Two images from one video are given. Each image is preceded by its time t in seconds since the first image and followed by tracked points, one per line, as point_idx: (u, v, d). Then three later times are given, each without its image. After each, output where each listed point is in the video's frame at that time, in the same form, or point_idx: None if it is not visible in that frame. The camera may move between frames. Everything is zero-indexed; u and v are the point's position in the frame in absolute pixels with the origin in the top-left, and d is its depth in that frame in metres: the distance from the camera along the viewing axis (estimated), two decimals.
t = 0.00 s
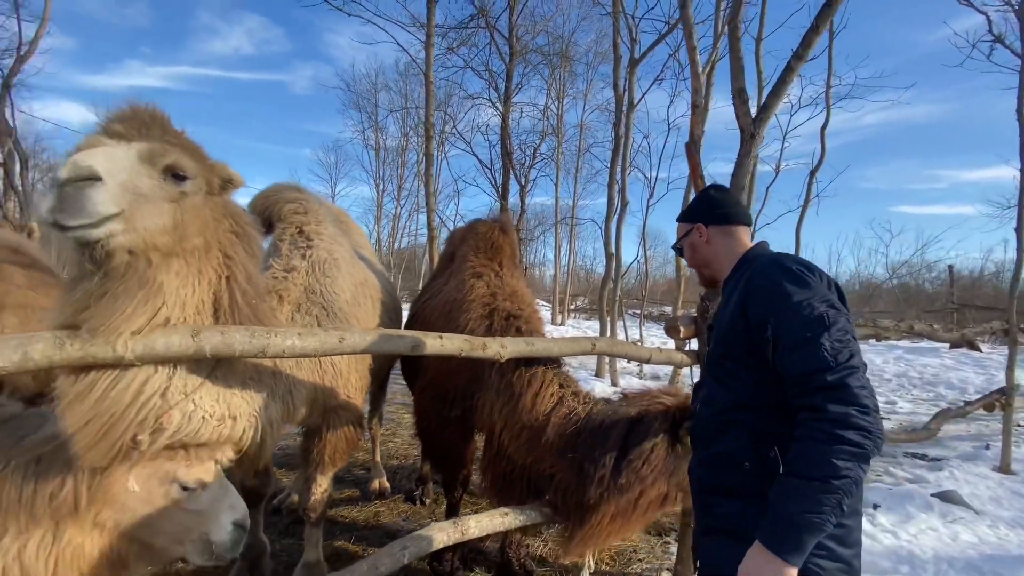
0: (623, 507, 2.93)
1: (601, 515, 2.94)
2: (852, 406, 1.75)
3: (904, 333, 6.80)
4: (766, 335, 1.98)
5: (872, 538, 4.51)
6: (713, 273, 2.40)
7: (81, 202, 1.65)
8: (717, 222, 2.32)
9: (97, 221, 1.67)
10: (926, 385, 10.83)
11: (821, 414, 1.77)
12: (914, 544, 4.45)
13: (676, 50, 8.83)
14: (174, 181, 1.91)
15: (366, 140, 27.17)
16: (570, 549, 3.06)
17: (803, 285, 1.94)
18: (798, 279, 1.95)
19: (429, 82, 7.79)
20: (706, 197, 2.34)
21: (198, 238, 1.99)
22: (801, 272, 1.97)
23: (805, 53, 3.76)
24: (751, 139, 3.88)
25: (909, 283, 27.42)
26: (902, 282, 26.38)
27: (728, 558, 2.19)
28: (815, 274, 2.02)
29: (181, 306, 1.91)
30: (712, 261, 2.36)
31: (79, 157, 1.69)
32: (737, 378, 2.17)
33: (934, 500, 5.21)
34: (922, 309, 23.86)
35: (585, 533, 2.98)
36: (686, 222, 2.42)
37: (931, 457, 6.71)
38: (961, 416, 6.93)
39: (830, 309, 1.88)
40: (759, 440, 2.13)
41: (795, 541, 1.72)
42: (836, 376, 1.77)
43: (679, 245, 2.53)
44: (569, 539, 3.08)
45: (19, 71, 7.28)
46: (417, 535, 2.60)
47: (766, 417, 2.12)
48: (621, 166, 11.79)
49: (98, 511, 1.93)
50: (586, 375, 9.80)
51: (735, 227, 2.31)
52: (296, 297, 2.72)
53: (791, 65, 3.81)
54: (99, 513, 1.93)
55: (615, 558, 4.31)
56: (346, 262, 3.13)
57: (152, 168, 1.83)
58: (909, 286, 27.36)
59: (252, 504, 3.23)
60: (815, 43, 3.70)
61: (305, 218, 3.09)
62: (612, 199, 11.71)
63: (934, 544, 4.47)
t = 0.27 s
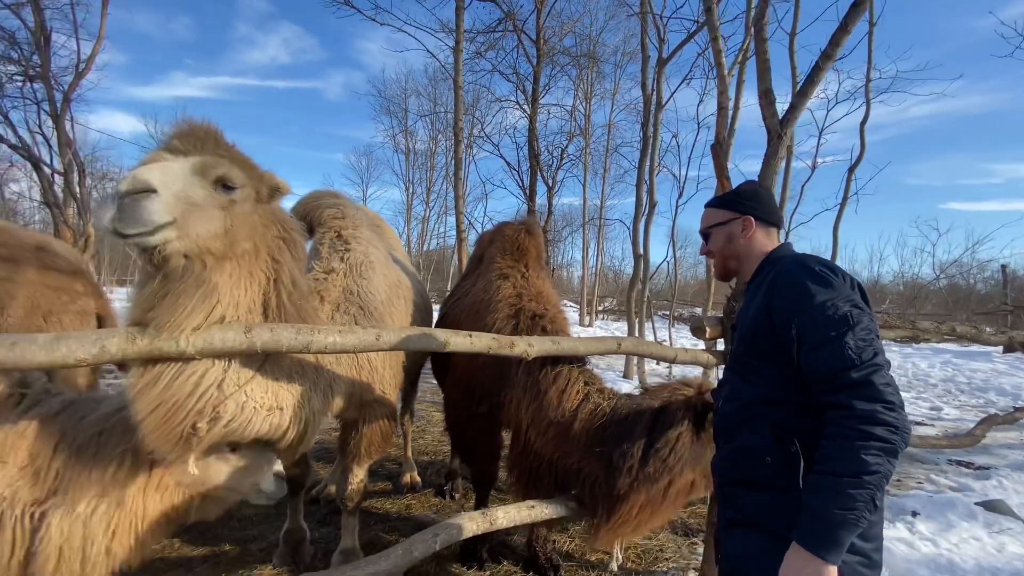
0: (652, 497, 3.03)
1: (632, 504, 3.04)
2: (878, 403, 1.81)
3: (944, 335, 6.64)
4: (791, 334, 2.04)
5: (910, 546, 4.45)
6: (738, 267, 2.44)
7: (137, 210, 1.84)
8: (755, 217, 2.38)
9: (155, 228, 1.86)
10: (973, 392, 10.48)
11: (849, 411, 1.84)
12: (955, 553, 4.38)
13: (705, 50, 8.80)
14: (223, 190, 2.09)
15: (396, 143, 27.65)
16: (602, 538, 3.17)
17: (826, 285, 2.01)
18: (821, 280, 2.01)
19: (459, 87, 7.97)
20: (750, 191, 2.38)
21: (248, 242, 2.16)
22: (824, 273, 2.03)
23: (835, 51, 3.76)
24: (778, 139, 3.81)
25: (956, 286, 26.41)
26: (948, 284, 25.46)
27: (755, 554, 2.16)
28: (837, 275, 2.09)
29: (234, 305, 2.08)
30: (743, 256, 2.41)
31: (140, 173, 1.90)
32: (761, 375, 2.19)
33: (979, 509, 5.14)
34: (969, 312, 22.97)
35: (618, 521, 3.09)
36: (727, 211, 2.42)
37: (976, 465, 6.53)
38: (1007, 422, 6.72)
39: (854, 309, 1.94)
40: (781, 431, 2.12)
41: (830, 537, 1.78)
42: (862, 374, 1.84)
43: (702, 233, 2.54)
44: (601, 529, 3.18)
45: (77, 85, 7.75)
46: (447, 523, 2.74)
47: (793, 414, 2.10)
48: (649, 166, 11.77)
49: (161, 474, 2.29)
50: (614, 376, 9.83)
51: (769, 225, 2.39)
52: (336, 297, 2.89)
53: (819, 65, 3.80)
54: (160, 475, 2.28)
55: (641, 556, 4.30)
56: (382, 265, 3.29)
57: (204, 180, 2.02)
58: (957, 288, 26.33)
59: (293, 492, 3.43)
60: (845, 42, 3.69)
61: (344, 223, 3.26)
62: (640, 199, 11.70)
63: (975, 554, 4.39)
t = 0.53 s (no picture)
0: (672, 488, 3.10)
1: (653, 495, 3.11)
2: (887, 412, 1.78)
3: (980, 339, 6.47)
4: (801, 339, 1.99)
5: (941, 555, 4.39)
6: (751, 268, 2.41)
7: (166, 223, 1.99)
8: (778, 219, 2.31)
9: (184, 239, 2.00)
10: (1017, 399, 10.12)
11: (856, 418, 1.80)
12: (989, 564, 4.29)
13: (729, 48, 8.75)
14: (250, 201, 2.23)
15: (422, 146, 28.03)
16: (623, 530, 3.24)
17: (839, 292, 1.94)
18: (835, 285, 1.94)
19: (482, 91, 8.10)
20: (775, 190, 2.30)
21: (276, 248, 2.31)
22: (837, 278, 1.96)
23: (855, 52, 3.76)
24: (796, 141, 3.78)
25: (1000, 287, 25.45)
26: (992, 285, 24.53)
27: (761, 550, 2.19)
28: (851, 279, 2.02)
29: (264, 307, 2.23)
30: (761, 258, 2.37)
31: (173, 188, 2.06)
32: (772, 376, 2.16)
33: (1017, 519, 5.02)
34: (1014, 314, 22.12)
35: (639, 513, 3.16)
36: (754, 210, 2.33)
37: (1017, 474, 6.33)
38: None
39: (866, 316, 1.88)
40: (791, 433, 2.10)
41: (831, 538, 1.78)
42: (872, 383, 1.79)
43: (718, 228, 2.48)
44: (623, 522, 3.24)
45: (121, 97, 8.15)
46: (465, 516, 2.85)
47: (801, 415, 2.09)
48: (673, 166, 11.73)
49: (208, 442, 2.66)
50: (638, 379, 9.83)
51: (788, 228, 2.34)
52: (361, 299, 3.03)
53: (838, 67, 3.81)
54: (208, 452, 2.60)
55: (659, 557, 4.30)
56: (404, 268, 3.43)
57: (231, 192, 2.17)
58: (1001, 289, 25.38)
59: (321, 485, 3.61)
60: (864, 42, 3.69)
61: (368, 228, 3.41)
62: (664, 200, 11.66)
63: (1012, 565, 4.29)
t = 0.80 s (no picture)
0: (684, 483, 3.15)
1: (666, 490, 3.16)
2: (888, 416, 1.76)
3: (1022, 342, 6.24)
4: (804, 342, 1.99)
5: (972, 565, 4.28)
6: (757, 266, 2.42)
7: (181, 231, 2.12)
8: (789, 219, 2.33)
9: (199, 245, 2.14)
10: None
11: (857, 422, 1.79)
12: None
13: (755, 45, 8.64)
14: (265, 208, 2.36)
15: (450, 147, 28.34)
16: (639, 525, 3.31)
17: (841, 296, 1.95)
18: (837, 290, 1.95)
19: (505, 95, 8.18)
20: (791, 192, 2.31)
21: (294, 252, 2.44)
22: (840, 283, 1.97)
23: (872, 49, 3.72)
24: (813, 140, 3.76)
25: None
26: None
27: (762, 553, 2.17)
28: (853, 284, 2.02)
29: (284, 308, 2.36)
30: (769, 258, 2.39)
31: (192, 199, 2.20)
32: (776, 381, 2.15)
33: None
34: None
35: (654, 508, 3.22)
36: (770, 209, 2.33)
37: None
38: None
39: (868, 321, 1.88)
40: (793, 436, 2.10)
41: (830, 540, 1.76)
42: (872, 387, 1.78)
43: (729, 223, 2.48)
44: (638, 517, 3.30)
45: (162, 108, 8.53)
46: (477, 511, 2.98)
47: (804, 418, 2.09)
48: (700, 165, 11.63)
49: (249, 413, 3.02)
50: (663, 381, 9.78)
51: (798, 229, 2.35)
52: (380, 301, 3.15)
53: (855, 64, 3.76)
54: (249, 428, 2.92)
55: (675, 559, 4.29)
56: (422, 270, 3.55)
57: (247, 200, 2.31)
58: None
59: (343, 479, 3.76)
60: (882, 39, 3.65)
61: (388, 232, 3.54)
62: (691, 201, 11.55)
63: None
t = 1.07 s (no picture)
0: (704, 480, 3.16)
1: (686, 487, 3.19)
2: (902, 421, 1.56)
3: None
4: (812, 344, 1.79)
5: None
6: (777, 261, 2.25)
7: (205, 237, 2.28)
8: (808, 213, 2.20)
9: (222, 249, 2.30)
10: None
11: (869, 428, 1.60)
12: None
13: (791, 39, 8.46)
14: (286, 214, 2.50)
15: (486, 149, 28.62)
16: (661, 522, 3.34)
17: (851, 295, 1.75)
18: (848, 290, 1.75)
19: (535, 98, 8.26)
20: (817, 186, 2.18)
21: (317, 255, 2.59)
22: (851, 281, 1.77)
23: (901, 42, 3.61)
24: (839, 136, 3.69)
25: None
26: None
27: (769, 556, 2.08)
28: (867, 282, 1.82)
29: (307, 308, 2.51)
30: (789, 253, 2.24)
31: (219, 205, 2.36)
32: (787, 379, 2.03)
33: None
34: None
35: (674, 505, 3.25)
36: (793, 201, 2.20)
37: None
38: None
39: (882, 321, 1.68)
40: (802, 436, 2.00)
41: (844, 548, 1.58)
42: (885, 392, 1.58)
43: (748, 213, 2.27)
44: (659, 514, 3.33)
45: (210, 117, 8.98)
46: (494, 506, 3.08)
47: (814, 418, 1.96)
48: (735, 163, 11.44)
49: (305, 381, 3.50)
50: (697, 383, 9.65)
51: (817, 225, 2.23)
52: (404, 300, 3.28)
53: (883, 57, 3.66)
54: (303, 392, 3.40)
55: (701, 563, 4.21)
56: (445, 271, 3.67)
57: (269, 207, 2.46)
58: None
59: (371, 472, 3.91)
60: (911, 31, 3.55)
61: (413, 234, 3.67)
62: (726, 200, 11.36)
63: None
